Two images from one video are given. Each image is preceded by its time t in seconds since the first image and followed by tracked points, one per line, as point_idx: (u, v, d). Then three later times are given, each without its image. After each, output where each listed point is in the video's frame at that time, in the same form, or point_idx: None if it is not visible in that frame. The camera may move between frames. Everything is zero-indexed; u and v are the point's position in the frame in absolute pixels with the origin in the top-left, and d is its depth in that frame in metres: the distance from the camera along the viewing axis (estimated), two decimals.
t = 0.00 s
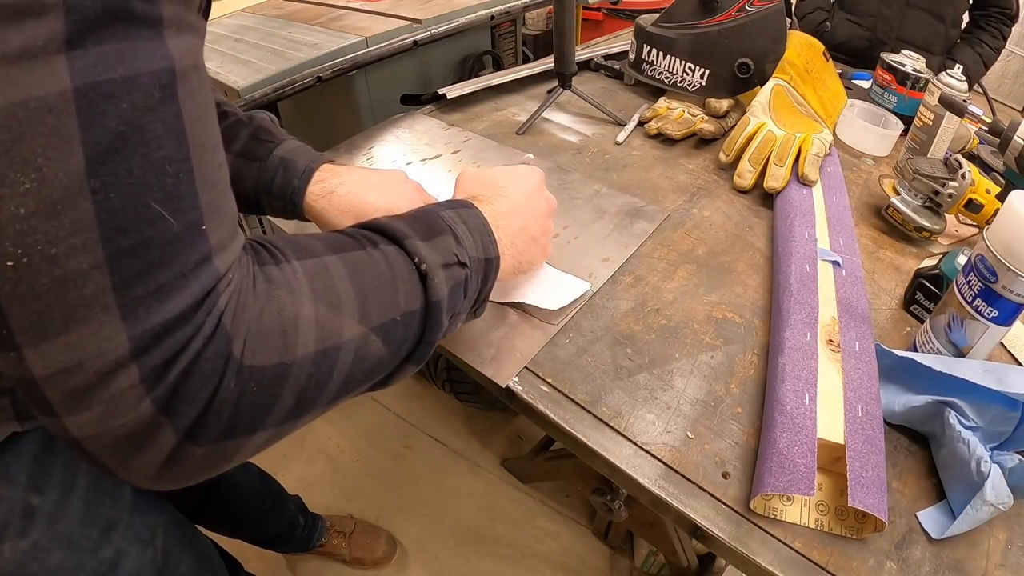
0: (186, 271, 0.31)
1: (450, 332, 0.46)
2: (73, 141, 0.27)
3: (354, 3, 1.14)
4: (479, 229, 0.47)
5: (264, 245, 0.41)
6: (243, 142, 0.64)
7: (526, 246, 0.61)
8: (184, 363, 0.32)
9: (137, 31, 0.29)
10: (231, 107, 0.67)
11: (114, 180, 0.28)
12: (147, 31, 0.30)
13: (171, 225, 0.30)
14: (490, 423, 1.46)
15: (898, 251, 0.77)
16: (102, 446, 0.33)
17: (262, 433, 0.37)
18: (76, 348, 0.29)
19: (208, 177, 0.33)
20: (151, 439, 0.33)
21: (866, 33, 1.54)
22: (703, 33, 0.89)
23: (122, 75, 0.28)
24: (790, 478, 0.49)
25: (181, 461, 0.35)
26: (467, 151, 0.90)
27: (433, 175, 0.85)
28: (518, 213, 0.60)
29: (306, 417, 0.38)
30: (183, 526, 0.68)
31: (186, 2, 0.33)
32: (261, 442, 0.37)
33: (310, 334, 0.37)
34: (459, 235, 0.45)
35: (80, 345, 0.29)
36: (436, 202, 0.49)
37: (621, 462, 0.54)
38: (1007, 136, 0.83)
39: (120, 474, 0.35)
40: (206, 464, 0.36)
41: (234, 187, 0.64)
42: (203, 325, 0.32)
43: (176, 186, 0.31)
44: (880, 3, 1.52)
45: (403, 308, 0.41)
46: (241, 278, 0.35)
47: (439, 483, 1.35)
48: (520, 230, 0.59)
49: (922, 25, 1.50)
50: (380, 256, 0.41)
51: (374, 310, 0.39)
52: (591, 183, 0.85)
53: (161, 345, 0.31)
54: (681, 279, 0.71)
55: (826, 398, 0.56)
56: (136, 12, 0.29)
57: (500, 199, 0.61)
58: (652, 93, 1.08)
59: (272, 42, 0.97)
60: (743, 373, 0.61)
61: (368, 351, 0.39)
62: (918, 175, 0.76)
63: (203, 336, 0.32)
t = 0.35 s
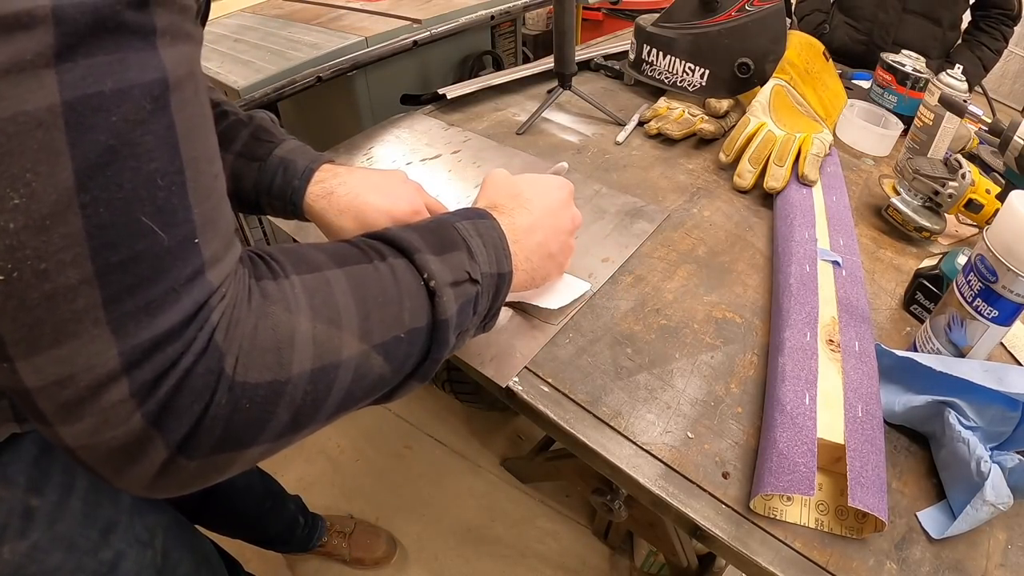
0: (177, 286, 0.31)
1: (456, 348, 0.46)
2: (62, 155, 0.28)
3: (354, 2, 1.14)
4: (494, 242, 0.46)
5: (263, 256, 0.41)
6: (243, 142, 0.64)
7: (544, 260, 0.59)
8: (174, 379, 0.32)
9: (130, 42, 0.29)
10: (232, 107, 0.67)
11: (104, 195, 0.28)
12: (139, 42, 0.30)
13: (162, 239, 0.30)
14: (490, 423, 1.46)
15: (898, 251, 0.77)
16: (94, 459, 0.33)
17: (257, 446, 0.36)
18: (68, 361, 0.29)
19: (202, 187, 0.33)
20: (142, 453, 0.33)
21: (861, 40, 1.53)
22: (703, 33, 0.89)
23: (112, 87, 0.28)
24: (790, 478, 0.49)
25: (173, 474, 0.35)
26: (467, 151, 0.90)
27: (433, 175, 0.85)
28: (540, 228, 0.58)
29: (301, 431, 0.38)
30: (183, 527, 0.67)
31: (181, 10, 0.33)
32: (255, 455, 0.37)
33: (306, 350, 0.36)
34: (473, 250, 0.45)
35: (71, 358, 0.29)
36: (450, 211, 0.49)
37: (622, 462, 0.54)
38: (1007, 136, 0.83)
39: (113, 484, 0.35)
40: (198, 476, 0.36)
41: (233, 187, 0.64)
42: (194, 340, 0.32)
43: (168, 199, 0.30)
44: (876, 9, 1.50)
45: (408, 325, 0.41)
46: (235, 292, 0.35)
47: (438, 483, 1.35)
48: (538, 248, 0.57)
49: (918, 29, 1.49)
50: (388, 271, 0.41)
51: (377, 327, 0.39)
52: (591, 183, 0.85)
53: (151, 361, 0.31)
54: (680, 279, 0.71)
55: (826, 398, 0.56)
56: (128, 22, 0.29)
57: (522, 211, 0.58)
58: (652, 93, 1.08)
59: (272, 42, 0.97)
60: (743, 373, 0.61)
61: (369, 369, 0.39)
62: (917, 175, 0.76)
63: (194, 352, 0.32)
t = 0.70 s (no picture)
0: (177, 289, 0.31)
1: (450, 345, 0.46)
2: (63, 160, 0.27)
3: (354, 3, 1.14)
4: (483, 240, 0.47)
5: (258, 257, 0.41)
6: (243, 143, 0.64)
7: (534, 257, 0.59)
8: (176, 382, 0.32)
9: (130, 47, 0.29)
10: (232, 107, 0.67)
11: (104, 200, 0.28)
12: (139, 47, 0.30)
13: (162, 244, 0.30)
14: (490, 423, 1.46)
15: (898, 251, 0.77)
16: (94, 462, 0.33)
17: (256, 447, 0.36)
18: (68, 366, 0.29)
19: (201, 192, 0.33)
20: (143, 456, 0.33)
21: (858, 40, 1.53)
22: (703, 33, 0.89)
23: (112, 92, 0.28)
24: (790, 478, 0.49)
25: (174, 476, 0.35)
26: (467, 151, 0.90)
27: (433, 174, 0.85)
28: (525, 222, 0.58)
29: (301, 431, 0.38)
30: (184, 527, 0.67)
31: (181, 13, 0.33)
32: (254, 456, 0.37)
33: (305, 351, 0.37)
34: (463, 248, 0.45)
35: (72, 363, 0.29)
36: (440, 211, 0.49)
37: (621, 462, 0.54)
38: (1007, 136, 0.83)
39: (112, 487, 0.35)
40: (198, 478, 0.36)
41: (234, 187, 0.64)
42: (194, 343, 0.32)
43: (167, 204, 0.30)
44: (873, 9, 1.50)
45: (403, 323, 0.41)
46: (235, 295, 0.35)
47: (439, 483, 1.35)
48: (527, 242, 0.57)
49: (916, 31, 1.49)
50: (381, 270, 0.41)
51: (372, 326, 0.39)
52: (591, 183, 0.85)
53: (152, 364, 0.31)
54: (681, 279, 0.71)
55: (826, 399, 0.56)
56: (129, 27, 0.29)
57: (507, 208, 0.58)
58: (652, 93, 1.08)
59: (272, 42, 0.97)
60: (743, 373, 0.61)
61: (365, 367, 0.39)
62: (918, 175, 0.76)
63: (194, 355, 0.32)
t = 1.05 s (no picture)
0: (174, 293, 0.31)
1: (455, 352, 0.46)
2: (59, 164, 0.27)
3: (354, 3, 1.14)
4: (492, 247, 0.46)
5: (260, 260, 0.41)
6: (243, 142, 0.64)
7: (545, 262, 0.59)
8: (171, 385, 0.32)
9: (127, 50, 0.30)
10: (232, 106, 0.67)
11: (101, 204, 0.28)
12: (136, 49, 0.30)
13: (159, 247, 0.30)
14: (490, 423, 1.46)
15: (898, 251, 0.77)
16: (91, 463, 0.33)
17: (255, 450, 0.36)
18: (65, 368, 0.29)
19: (200, 195, 0.33)
20: (139, 458, 0.33)
21: (858, 41, 1.53)
22: (703, 33, 0.89)
23: (109, 95, 0.28)
24: (790, 478, 0.49)
25: (170, 479, 0.35)
26: (467, 151, 0.90)
27: (433, 175, 0.85)
28: (539, 228, 0.58)
29: (299, 435, 0.38)
30: (184, 527, 0.67)
31: (179, 16, 0.33)
32: (252, 459, 0.37)
33: (303, 356, 0.36)
34: (470, 254, 0.45)
35: (68, 366, 0.29)
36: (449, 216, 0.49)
37: (621, 462, 0.54)
38: (1007, 136, 0.83)
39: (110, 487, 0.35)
40: (195, 481, 0.36)
41: (234, 187, 0.64)
42: (190, 347, 0.32)
43: (165, 208, 0.30)
44: (872, 11, 1.50)
45: (404, 330, 0.41)
46: (232, 298, 0.35)
47: (439, 483, 1.35)
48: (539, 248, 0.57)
49: (915, 33, 1.49)
50: (384, 276, 0.41)
51: (372, 332, 0.39)
52: (591, 183, 0.85)
53: (148, 367, 0.31)
54: (680, 279, 0.71)
55: (826, 399, 0.56)
56: (125, 30, 0.29)
57: (518, 213, 0.58)
58: (652, 93, 1.08)
59: (272, 42, 0.97)
60: (743, 373, 0.61)
61: (365, 373, 0.39)
62: (918, 175, 0.76)
63: (190, 359, 0.32)
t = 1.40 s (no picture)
0: (171, 299, 0.31)
1: (460, 359, 0.46)
2: (54, 169, 0.28)
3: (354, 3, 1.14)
4: (500, 253, 0.47)
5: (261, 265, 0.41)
6: (243, 142, 0.64)
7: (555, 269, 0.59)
8: (167, 392, 0.32)
9: (125, 54, 0.30)
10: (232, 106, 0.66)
11: (97, 210, 0.28)
12: (134, 53, 0.30)
13: (156, 253, 0.30)
14: (490, 423, 1.46)
15: (898, 251, 0.77)
16: (89, 467, 0.33)
17: (253, 458, 0.36)
18: (62, 373, 0.29)
19: (198, 199, 0.33)
20: (135, 464, 0.33)
21: (857, 42, 1.53)
22: (703, 33, 0.89)
23: (105, 100, 0.28)
24: (790, 478, 0.49)
25: (167, 484, 0.35)
26: (467, 151, 0.90)
27: (433, 175, 0.85)
28: (550, 235, 0.57)
29: (298, 444, 0.38)
30: (184, 528, 0.67)
31: (178, 19, 0.33)
32: (251, 465, 0.37)
33: (302, 363, 0.36)
34: (477, 261, 0.45)
35: (65, 371, 0.29)
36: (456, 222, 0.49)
37: (621, 462, 0.54)
38: (1007, 136, 0.83)
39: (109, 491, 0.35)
40: (192, 486, 0.36)
41: (234, 187, 0.64)
42: (187, 354, 0.32)
43: (162, 214, 0.30)
44: (872, 12, 1.50)
45: (408, 338, 0.40)
46: (231, 305, 0.35)
47: (439, 483, 1.35)
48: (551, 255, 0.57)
49: (915, 34, 1.49)
50: (389, 283, 0.41)
51: (375, 340, 0.39)
52: (591, 183, 0.85)
53: (144, 373, 0.31)
54: (681, 279, 0.71)
55: (826, 399, 0.56)
56: (123, 34, 0.29)
57: (529, 220, 0.58)
58: (652, 93, 1.08)
59: (272, 42, 0.97)
60: (743, 373, 0.61)
61: (366, 381, 0.39)
62: (918, 175, 0.76)
63: (186, 366, 0.32)
